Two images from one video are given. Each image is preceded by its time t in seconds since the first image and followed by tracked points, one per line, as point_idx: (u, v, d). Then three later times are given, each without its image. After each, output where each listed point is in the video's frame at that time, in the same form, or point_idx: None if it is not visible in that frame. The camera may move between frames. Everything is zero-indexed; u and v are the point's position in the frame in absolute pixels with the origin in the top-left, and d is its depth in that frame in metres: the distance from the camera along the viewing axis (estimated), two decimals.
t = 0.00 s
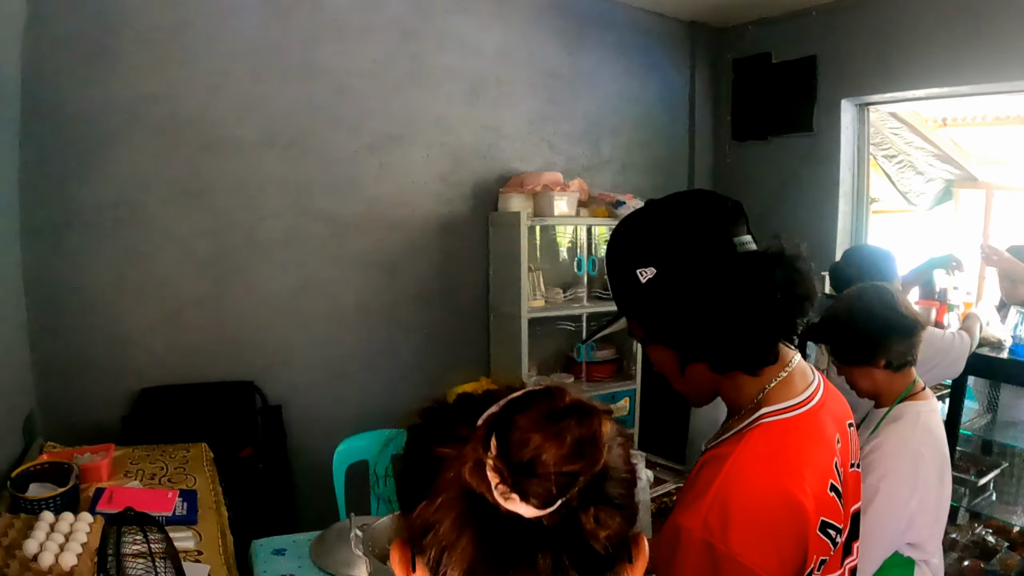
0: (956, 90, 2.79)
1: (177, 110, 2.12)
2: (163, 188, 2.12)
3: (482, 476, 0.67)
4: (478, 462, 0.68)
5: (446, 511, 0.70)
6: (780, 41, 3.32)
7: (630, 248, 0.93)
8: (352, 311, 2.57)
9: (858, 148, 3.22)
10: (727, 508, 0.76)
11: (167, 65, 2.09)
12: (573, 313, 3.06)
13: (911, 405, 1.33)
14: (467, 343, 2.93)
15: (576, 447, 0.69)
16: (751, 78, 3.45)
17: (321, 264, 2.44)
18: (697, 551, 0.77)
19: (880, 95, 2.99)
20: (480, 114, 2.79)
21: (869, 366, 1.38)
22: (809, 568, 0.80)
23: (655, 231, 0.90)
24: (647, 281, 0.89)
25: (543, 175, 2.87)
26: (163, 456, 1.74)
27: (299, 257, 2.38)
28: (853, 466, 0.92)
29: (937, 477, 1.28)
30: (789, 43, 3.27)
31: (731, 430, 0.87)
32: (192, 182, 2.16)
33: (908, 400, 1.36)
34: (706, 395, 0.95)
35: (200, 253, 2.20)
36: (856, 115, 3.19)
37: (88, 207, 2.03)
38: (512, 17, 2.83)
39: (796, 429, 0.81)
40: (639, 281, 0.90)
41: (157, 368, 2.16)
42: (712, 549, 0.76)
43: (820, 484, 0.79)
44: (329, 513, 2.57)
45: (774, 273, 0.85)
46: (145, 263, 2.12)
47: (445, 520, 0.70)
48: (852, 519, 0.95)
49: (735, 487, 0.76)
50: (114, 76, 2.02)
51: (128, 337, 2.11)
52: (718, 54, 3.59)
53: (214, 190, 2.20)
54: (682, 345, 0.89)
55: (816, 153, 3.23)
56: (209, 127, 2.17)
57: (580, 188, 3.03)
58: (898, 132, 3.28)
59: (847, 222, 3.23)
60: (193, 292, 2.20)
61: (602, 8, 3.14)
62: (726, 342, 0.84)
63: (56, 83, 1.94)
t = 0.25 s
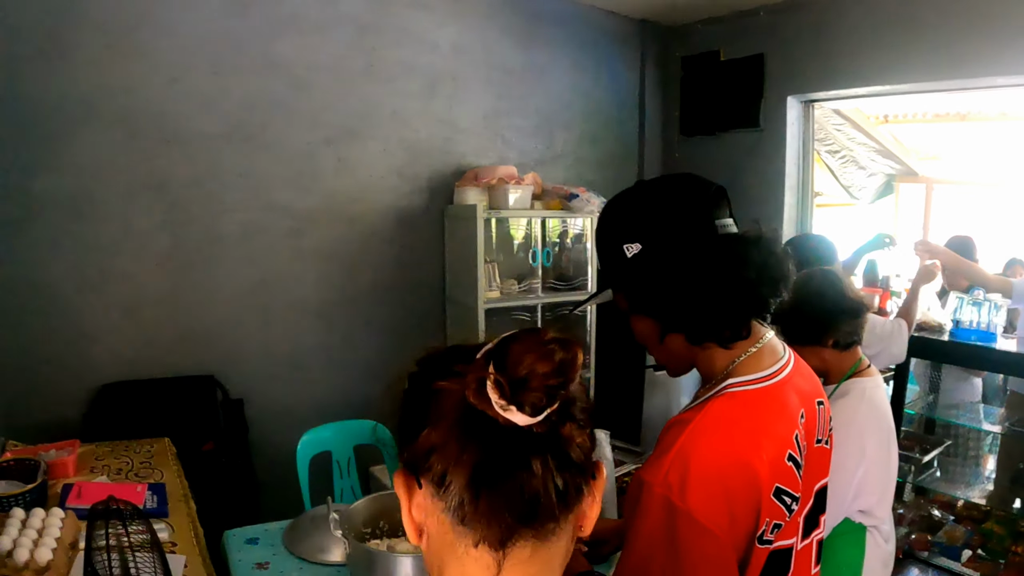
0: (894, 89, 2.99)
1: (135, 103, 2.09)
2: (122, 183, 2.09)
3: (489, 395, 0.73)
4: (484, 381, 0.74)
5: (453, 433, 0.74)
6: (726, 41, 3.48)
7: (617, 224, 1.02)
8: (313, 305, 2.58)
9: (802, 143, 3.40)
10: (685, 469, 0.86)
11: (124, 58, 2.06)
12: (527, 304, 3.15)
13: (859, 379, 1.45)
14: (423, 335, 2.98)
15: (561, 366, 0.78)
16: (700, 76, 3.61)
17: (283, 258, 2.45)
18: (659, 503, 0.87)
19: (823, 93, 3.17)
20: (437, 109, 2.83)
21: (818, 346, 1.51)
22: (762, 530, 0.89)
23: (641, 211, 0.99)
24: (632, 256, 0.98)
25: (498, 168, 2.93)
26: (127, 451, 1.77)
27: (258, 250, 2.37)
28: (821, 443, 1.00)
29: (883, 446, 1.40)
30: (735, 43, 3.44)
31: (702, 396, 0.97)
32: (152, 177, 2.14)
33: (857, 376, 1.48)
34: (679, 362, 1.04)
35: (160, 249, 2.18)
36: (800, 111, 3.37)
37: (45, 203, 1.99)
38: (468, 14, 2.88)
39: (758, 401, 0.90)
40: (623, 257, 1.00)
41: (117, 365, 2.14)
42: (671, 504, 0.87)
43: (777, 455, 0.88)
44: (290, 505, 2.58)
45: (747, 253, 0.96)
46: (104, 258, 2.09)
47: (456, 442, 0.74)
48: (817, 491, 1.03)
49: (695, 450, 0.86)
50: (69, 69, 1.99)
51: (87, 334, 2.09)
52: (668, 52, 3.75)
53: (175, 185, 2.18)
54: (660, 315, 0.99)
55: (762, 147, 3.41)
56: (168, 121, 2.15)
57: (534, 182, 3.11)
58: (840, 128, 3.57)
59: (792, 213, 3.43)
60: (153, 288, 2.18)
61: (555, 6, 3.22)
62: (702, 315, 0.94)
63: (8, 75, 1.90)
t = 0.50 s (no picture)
0: (843, 86, 3.15)
1: (95, 97, 2.09)
2: (82, 177, 2.09)
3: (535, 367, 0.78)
4: (532, 354, 0.79)
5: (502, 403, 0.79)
6: (680, 37, 3.61)
7: (607, 212, 1.10)
8: (277, 298, 2.60)
9: (754, 136, 3.55)
10: (667, 439, 0.95)
11: (84, 52, 2.06)
12: (487, 296, 3.20)
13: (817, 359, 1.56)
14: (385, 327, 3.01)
15: (602, 343, 0.83)
16: (654, 71, 3.74)
17: (246, 252, 2.46)
18: (643, 471, 0.97)
19: (773, 89, 3.32)
20: (398, 103, 2.85)
21: (779, 330, 1.60)
22: (738, 499, 0.98)
23: (629, 200, 1.07)
24: (621, 242, 1.06)
25: (457, 161, 2.96)
26: (95, 450, 1.78)
27: (220, 245, 2.38)
28: (790, 421, 1.10)
29: (844, 424, 1.49)
30: (688, 40, 3.57)
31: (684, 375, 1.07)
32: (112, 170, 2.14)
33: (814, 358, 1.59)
34: (662, 347, 1.13)
35: (121, 243, 2.18)
36: (752, 106, 3.52)
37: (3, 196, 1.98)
38: (429, 8, 2.91)
39: (736, 378, 1.00)
40: (612, 242, 1.08)
41: (79, 359, 2.14)
42: (654, 472, 0.96)
43: (752, 427, 0.97)
44: (255, 498, 2.60)
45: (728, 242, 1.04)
46: (65, 252, 2.09)
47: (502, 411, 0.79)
48: (788, 467, 1.13)
49: (677, 422, 0.95)
50: (27, 62, 1.98)
51: (49, 329, 2.08)
52: (623, 47, 3.86)
53: (135, 179, 2.18)
54: (647, 301, 1.07)
55: (715, 141, 3.56)
56: (129, 115, 2.15)
57: (492, 175, 3.16)
58: (788, 122, 3.72)
59: (744, 204, 3.59)
60: (114, 282, 2.18)
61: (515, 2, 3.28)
62: (684, 296, 1.03)
63: None
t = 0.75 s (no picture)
0: (780, 81, 3.35)
1: (41, 83, 2.05)
2: (30, 166, 2.06)
3: (631, 326, 0.73)
4: (624, 317, 0.74)
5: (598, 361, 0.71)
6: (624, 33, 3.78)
7: (597, 199, 1.15)
8: (228, 291, 2.57)
9: (695, 128, 3.77)
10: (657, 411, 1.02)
11: (28, 36, 2.02)
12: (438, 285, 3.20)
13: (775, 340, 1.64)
14: (336, 320, 3.01)
15: (682, 319, 0.81)
16: (599, 66, 3.90)
17: (197, 243, 2.44)
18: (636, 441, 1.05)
19: (717, 83, 3.50)
20: (348, 93, 2.85)
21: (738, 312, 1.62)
22: (722, 466, 1.05)
23: (617, 189, 1.13)
24: (612, 225, 1.11)
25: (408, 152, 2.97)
26: (52, 453, 1.83)
27: (170, 237, 2.37)
28: (767, 396, 1.18)
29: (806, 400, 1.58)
30: (632, 36, 3.76)
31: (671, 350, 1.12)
32: (61, 158, 2.12)
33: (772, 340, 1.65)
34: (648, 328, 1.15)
35: (69, 234, 2.16)
36: (694, 100, 3.73)
37: None
38: None
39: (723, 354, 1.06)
40: (603, 225, 1.12)
41: (26, 353, 2.11)
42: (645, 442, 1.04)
43: (737, 399, 1.05)
44: (207, 493, 2.56)
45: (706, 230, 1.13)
46: (13, 242, 2.06)
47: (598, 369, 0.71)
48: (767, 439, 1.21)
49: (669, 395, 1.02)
50: None
51: None
52: (567, 43, 4.01)
53: (85, 168, 2.16)
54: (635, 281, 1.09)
55: (659, 133, 3.75)
56: (78, 103, 2.13)
57: (443, 166, 3.18)
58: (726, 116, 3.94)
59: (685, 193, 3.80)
60: (62, 274, 2.16)
61: None
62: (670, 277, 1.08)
63: None
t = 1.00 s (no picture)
0: (751, 69, 3.42)
1: (6, 68, 2.01)
2: None
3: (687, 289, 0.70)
4: (678, 280, 0.71)
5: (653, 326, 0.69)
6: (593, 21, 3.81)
7: (608, 174, 1.18)
8: (201, 281, 2.54)
9: (665, 115, 3.83)
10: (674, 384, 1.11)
11: None
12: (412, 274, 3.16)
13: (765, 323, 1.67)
14: (309, 310, 2.97)
15: (736, 281, 0.75)
16: (569, 53, 3.92)
17: (168, 233, 2.41)
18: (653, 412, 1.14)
19: (688, 70, 3.55)
20: (320, 80, 2.82)
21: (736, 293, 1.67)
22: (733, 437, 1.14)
23: (629, 164, 1.17)
24: (626, 198, 1.14)
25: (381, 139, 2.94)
26: (26, 453, 1.79)
27: (142, 226, 2.34)
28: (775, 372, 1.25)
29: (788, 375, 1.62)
30: (602, 23, 3.78)
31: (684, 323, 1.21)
32: (28, 146, 2.08)
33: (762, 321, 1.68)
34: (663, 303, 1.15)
35: (38, 223, 2.12)
36: (664, 87, 3.78)
37: None
38: None
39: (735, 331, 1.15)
40: (616, 198, 1.15)
41: None
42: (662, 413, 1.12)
43: (747, 373, 1.13)
44: (182, 487, 2.53)
45: (717, 203, 1.15)
46: None
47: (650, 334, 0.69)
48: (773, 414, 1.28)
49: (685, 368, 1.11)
50: None
51: None
52: (536, 30, 4.02)
53: (53, 156, 2.13)
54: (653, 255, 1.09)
55: (629, 119, 3.78)
56: (44, 89, 2.08)
57: (416, 153, 3.15)
58: (692, 104, 4.01)
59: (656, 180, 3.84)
60: (30, 264, 2.12)
61: None
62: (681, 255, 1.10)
63: None
